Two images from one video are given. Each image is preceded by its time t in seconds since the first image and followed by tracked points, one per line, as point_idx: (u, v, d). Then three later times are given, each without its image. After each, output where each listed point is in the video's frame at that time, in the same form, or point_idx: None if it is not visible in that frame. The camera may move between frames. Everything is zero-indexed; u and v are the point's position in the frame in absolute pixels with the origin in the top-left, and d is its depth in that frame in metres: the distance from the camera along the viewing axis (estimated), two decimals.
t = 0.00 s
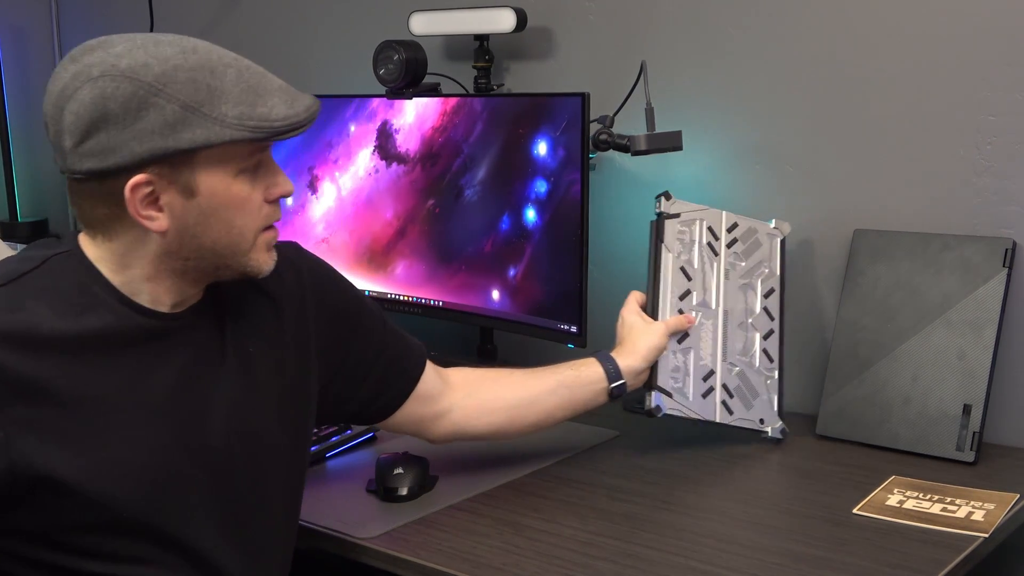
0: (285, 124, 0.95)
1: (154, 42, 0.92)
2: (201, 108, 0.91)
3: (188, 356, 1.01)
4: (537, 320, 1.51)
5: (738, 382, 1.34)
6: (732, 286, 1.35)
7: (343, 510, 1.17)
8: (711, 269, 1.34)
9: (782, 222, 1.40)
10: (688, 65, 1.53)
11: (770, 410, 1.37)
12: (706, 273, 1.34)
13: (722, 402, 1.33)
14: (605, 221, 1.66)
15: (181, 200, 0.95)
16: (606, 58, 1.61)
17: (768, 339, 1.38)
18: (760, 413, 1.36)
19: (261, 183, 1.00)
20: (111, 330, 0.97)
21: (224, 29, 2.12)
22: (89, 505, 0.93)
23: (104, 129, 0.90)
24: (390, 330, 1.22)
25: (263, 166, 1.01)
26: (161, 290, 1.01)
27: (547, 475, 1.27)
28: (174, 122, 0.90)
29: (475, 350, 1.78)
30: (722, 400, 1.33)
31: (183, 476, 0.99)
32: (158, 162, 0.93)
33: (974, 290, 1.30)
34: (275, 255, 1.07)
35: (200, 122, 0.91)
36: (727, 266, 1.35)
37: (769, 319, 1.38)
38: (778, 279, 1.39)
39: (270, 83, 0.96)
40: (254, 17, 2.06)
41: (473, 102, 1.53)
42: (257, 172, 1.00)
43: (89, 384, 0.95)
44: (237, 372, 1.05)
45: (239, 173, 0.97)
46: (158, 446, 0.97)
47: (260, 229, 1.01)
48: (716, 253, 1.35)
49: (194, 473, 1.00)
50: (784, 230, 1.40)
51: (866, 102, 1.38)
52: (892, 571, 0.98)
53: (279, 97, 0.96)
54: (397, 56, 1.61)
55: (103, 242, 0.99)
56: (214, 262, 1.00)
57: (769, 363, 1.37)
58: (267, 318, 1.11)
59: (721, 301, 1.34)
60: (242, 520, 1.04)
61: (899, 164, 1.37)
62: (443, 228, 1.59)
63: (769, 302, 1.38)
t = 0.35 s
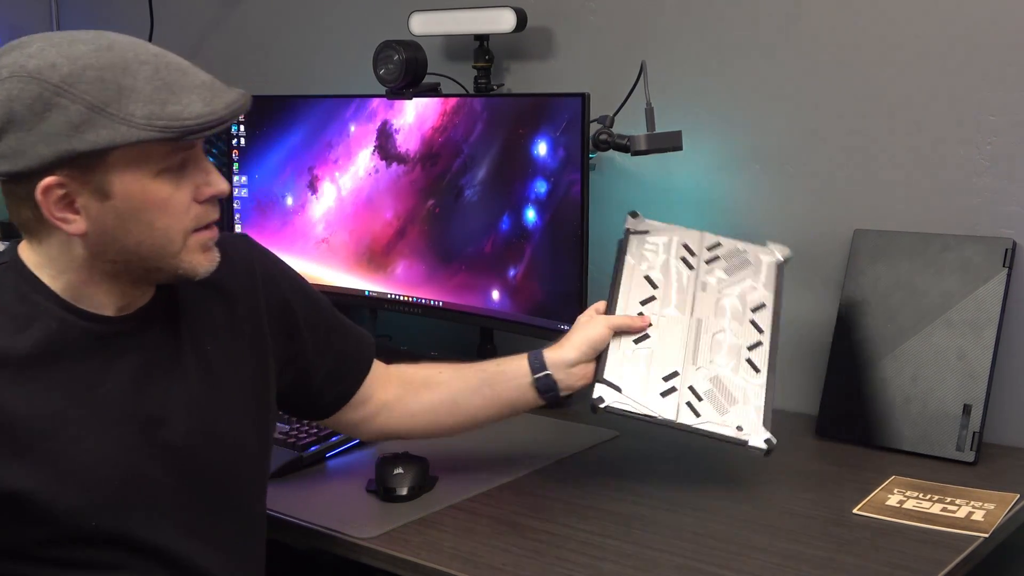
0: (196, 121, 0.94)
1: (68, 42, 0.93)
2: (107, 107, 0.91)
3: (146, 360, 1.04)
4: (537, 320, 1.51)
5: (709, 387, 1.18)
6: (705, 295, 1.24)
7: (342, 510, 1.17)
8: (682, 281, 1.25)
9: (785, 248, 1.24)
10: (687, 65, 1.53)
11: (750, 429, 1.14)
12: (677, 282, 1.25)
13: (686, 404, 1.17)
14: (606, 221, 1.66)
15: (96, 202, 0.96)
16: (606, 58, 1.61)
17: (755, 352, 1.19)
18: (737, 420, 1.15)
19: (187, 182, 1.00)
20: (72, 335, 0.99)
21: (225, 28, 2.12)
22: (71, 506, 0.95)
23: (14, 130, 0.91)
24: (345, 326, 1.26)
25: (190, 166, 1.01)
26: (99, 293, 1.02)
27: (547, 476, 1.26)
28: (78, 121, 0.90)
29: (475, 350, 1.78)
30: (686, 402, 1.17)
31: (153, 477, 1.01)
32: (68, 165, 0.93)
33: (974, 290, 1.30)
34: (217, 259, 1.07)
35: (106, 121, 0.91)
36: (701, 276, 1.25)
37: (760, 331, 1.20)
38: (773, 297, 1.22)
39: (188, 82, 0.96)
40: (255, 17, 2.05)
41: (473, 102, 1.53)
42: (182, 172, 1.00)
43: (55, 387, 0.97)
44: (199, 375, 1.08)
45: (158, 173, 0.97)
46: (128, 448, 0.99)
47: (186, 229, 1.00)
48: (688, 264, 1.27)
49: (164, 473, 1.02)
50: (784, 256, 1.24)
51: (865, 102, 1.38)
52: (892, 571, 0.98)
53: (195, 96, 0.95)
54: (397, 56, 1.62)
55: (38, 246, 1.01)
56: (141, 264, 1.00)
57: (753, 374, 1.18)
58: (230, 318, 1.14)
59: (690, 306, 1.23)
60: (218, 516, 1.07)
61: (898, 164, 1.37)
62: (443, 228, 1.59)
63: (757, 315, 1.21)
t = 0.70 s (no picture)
0: (116, 109, 0.90)
1: (18, 34, 0.94)
2: (33, 94, 0.90)
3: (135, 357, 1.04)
4: (537, 321, 1.51)
5: (601, 433, 0.93)
6: (703, 386, 1.01)
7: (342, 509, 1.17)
8: (695, 365, 1.05)
9: (847, 422, 0.92)
10: (687, 65, 1.53)
11: (585, 498, 0.83)
12: (694, 364, 1.05)
13: (562, 426, 0.94)
14: (606, 220, 1.66)
15: (38, 192, 0.96)
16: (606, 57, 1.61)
17: (677, 451, 0.90)
18: (583, 469, 0.87)
19: (131, 175, 0.97)
20: (59, 331, 1.00)
21: (225, 28, 2.12)
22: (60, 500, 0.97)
23: None
24: (341, 317, 1.25)
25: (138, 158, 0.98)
26: (65, 292, 1.01)
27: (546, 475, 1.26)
28: (8, 108, 0.90)
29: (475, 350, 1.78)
30: (561, 426, 0.94)
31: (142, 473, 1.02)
32: (8, 155, 0.94)
33: (974, 290, 1.30)
34: (179, 255, 1.03)
35: (32, 109, 0.90)
36: (718, 373, 1.03)
37: (711, 442, 0.91)
38: (767, 437, 0.91)
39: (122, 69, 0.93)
40: (255, 17, 2.06)
41: (473, 102, 1.53)
42: (128, 164, 0.97)
43: (56, 382, 0.98)
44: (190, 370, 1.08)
45: (99, 164, 0.95)
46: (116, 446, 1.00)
47: (130, 221, 0.98)
48: (722, 361, 1.05)
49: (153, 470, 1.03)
50: (834, 429, 0.92)
51: (864, 102, 1.38)
52: (892, 571, 0.98)
53: (123, 83, 0.92)
54: (397, 56, 1.62)
55: (13, 242, 1.03)
56: (92, 257, 0.98)
57: (656, 459, 0.89)
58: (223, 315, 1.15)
59: (673, 386, 1.01)
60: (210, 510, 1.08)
61: (897, 164, 1.37)
62: (443, 228, 1.59)
63: (725, 437, 0.92)
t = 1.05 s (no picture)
0: (75, 91, 0.88)
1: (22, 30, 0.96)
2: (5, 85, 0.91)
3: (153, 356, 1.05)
4: (537, 320, 1.51)
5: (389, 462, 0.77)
6: (547, 433, 0.77)
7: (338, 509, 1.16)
8: (561, 399, 0.82)
9: (665, 530, 0.64)
10: (687, 65, 1.53)
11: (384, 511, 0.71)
12: (562, 402, 0.81)
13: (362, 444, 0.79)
14: (605, 220, 1.66)
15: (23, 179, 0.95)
16: (606, 57, 1.61)
17: (439, 509, 0.70)
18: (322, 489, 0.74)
19: (91, 168, 0.93)
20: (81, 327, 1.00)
21: (225, 28, 2.12)
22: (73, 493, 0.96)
23: None
24: (367, 321, 1.24)
25: (103, 149, 0.93)
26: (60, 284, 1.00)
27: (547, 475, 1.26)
28: None
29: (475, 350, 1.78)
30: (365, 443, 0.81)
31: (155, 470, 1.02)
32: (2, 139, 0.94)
33: (974, 290, 1.30)
34: (149, 259, 0.97)
35: (8, 96, 0.90)
36: (574, 424, 0.78)
37: (484, 510, 0.69)
38: (557, 516, 0.67)
39: (77, 60, 0.90)
40: (255, 17, 2.06)
41: (473, 102, 1.53)
42: (92, 156, 0.93)
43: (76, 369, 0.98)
44: (208, 368, 1.09)
45: (60, 154, 0.92)
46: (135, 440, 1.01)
47: (88, 218, 0.93)
48: (589, 407, 0.80)
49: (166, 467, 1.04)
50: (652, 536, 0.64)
51: (864, 102, 1.38)
52: (891, 571, 0.98)
53: (64, 73, 0.89)
54: (397, 56, 1.62)
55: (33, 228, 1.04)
56: (64, 250, 0.95)
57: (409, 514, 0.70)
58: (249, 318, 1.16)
59: (514, 429, 0.79)
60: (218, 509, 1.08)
61: (897, 164, 1.37)
62: (443, 228, 1.59)
63: (513, 508, 0.69)
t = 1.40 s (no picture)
0: (81, 99, 0.96)
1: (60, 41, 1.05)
2: (32, 87, 1.00)
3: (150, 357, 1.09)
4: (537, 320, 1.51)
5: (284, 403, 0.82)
6: (423, 328, 0.82)
7: (342, 511, 1.17)
8: (420, 284, 0.82)
9: (587, 400, 0.79)
10: (686, 66, 1.53)
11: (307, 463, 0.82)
12: (419, 283, 0.82)
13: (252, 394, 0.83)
14: (605, 220, 1.66)
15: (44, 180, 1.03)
16: (605, 57, 1.61)
17: (361, 442, 0.81)
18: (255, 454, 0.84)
19: (98, 174, 0.99)
20: (90, 330, 1.08)
21: (225, 28, 2.11)
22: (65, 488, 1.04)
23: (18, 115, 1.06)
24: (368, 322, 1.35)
25: (111, 156, 1.00)
26: (80, 282, 1.09)
27: (546, 476, 1.26)
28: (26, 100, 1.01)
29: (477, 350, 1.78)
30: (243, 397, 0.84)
31: (155, 470, 1.07)
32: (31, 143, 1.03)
33: (974, 290, 1.30)
34: (148, 266, 1.02)
35: (32, 102, 0.99)
36: (454, 307, 0.82)
37: (407, 430, 0.81)
38: (478, 420, 0.80)
39: (89, 69, 0.98)
40: (255, 16, 2.05)
41: (473, 102, 1.53)
42: (100, 162, 1.00)
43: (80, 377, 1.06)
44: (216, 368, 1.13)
45: (71, 158, 0.99)
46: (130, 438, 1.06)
47: (89, 221, 1.00)
48: (455, 280, 0.82)
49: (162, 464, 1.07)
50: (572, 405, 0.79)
51: (864, 102, 1.38)
52: (892, 571, 0.98)
53: (73, 82, 0.97)
54: (397, 56, 1.62)
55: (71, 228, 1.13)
56: (74, 250, 1.02)
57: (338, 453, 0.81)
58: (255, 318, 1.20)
59: (389, 329, 0.82)
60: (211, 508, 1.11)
61: (897, 164, 1.37)
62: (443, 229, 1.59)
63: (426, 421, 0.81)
